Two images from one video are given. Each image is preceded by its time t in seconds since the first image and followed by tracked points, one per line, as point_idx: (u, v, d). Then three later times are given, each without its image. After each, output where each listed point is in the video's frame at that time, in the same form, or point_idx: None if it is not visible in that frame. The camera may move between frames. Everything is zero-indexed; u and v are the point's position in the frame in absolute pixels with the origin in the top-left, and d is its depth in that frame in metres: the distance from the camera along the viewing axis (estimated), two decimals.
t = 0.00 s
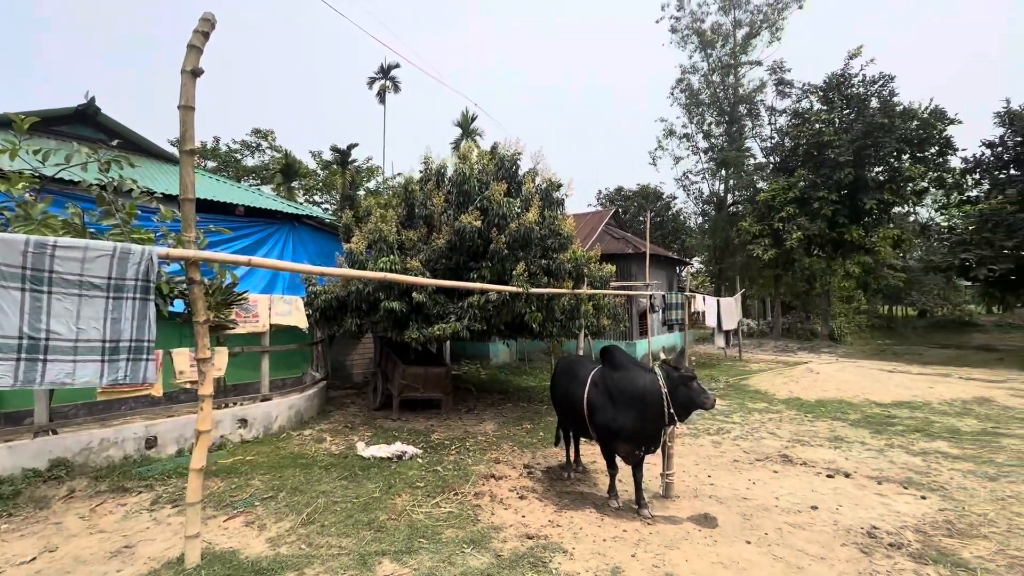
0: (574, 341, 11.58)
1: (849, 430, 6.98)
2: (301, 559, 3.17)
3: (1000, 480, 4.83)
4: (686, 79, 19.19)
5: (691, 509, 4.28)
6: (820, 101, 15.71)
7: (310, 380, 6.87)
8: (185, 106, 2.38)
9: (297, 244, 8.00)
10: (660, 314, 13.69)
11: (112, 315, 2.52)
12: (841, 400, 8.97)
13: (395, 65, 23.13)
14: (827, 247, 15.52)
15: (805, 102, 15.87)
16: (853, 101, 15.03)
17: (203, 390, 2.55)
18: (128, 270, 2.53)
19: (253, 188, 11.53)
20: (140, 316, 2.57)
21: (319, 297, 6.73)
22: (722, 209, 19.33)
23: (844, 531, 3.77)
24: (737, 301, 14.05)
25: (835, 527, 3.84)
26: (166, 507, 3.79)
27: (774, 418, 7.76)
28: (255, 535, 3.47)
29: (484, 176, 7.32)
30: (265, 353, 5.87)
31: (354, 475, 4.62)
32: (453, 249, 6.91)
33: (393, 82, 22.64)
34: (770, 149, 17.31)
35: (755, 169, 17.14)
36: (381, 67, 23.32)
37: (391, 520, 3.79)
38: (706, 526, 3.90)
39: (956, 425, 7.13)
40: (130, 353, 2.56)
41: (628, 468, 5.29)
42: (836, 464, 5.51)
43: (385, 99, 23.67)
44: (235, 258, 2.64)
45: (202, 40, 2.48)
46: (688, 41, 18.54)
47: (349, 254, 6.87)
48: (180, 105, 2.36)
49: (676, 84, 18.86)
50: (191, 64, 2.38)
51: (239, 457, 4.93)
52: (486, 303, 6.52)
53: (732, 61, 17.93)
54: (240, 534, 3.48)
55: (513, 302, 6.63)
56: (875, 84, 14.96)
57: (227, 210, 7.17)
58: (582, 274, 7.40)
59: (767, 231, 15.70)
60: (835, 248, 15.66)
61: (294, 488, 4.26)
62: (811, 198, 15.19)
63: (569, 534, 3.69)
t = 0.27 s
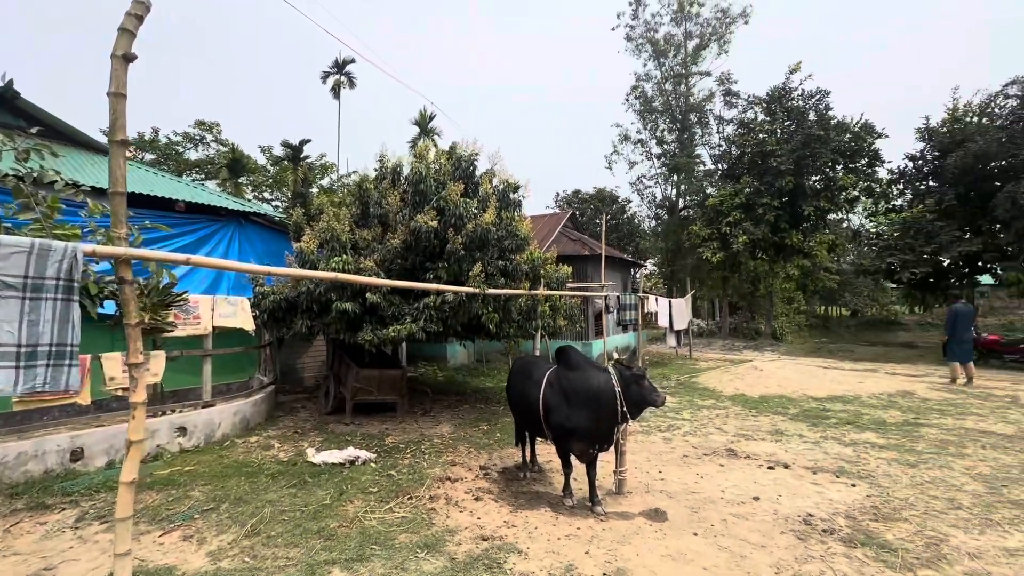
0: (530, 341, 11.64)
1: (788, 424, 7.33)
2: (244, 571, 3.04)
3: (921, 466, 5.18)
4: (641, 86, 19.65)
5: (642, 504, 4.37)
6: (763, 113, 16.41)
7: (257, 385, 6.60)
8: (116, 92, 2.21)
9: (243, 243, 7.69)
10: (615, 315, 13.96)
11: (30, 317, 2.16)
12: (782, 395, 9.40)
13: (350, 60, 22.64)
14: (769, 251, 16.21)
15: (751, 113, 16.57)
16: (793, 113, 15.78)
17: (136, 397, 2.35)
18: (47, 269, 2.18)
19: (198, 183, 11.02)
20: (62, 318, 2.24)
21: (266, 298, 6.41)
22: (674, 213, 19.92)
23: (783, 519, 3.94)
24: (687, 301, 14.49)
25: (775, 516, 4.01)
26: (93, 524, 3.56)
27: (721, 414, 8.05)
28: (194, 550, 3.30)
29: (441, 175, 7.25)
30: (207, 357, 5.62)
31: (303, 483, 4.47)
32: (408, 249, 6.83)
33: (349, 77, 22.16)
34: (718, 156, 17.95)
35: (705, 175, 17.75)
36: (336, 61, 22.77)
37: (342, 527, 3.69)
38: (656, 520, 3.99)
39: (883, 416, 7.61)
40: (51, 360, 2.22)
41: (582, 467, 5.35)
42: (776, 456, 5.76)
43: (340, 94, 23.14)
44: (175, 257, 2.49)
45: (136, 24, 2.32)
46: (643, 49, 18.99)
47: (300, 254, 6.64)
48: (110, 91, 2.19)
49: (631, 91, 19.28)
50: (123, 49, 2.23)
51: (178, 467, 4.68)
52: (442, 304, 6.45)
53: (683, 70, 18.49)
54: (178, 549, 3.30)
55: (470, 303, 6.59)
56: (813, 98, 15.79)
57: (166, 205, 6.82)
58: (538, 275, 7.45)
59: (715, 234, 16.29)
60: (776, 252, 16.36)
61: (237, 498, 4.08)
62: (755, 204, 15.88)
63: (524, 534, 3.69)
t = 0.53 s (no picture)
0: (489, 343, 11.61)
1: (736, 419, 7.60)
2: None
3: (855, 456, 5.47)
4: (598, 92, 19.96)
5: (598, 502, 4.42)
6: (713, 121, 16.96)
7: (200, 391, 6.28)
8: (35, 77, 2.03)
9: (186, 240, 7.33)
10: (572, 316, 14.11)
11: None
12: (731, 392, 9.74)
13: (303, 54, 21.99)
14: (719, 253, 16.75)
15: (702, 121, 17.12)
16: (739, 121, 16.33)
17: (57, 406, 2.14)
18: None
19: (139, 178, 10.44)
20: None
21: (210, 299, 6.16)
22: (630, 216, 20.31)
23: (729, 511, 4.07)
24: (643, 302, 14.80)
25: (723, 509, 4.13)
26: (9, 546, 3.28)
27: (674, 411, 8.26)
28: (125, 569, 3.10)
29: (397, 174, 7.12)
30: (145, 362, 5.29)
31: (249, 492, 4.29)
32: (363, 249, 6.66)
33: (302, 71, 21.52)
34: (672, 161, 18.44)
35: (659, 180, 18.21)
36: (288, 54, 22.07)
37: (290, 537, 3.55)
38: (611, 517, 4.05)
39: (823, 410, 7.99)
40: None
41: (539, 467, 5.35)
42: (725, 451, 5.95)
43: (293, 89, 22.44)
44: (106, 255, 2.31)
45: (60, 3, 2.14)
46: (600, 56, 19.29)
47: (247, 253, 6.37)
48: (27, 75, 2.00)
49: (589, 95, 19.56)
50: (44, 30, 2.05)
51: (111, 480, 4.39)
52: (398, 306, 6.33)
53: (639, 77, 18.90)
54: (107, 569, 3.09)
55: (426, 304, 6.49)
56: (759, 108, 16.45)
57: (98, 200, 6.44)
58: (496, 276, 7.43)
59: (668, 237, 16.72)
60: (725, 255, 16.91)
61: (176, 511, 3.87)
62: (706, 208, 16.39)
63: (479, 536, 3.66)
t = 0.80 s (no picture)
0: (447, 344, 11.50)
1: (688, 416, 7.81)
2: None
3: (797, 449, 5.71)
4: (557, 95, 20.15)
5: (554, 501, 4.43)
6: (668, 127, 17.43)
7: (137, 399, 5.93)
8: None
9: (121, 238, 6.91)
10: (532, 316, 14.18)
11: None
12: (683, 389, 10.01)
13: (254, 45, 21.18)
14: (673, 255, 17.18)
15: (657, 127, 17.54)
16: (692, 128, 16.85)
17: None
18: None
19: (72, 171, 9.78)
20: None
21: (145, 301, 5.79)
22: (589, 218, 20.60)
23: (680, 506, 4.16)
24: (601, 303, 15.02)
25: (674, 503, 4.22)
26: None
27: (629, 409, 8.41)
28: None
29: (351, 172, 6.94)
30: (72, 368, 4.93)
31: (190, 505, 4.07)
32: (315, 249, 6.45)
33: (253, 63, 20.74)
34: (629, 165, 18.83)
35: (617, 183, 18.55)
36: (238, 44, 21.20)
37: (234, 550, 3.39)
38: (566, 516, 4.07)
39: (768, 406, 8.32)
40: None
41: (496, 468, 5.33)
42: (677, 447, 6.10)
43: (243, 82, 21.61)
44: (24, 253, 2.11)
45: None
46: (559, 60, 19.47)
47: (189, 252, 6.05)
48: None
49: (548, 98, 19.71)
50: None
51: (32, 497, 4.08)
52: (351, 307, 6.17)
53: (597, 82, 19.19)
54: None
55: (382, 305, 6.34)
56: (711, 116, 17.02)
57: (22, 194, 5.98)
58: (454, 277, 7.36)
59: (625, 240, 17.05)
60: (680, 257, 17.33)
61: (107, 528, 3.63)
62: (661, 212, 16.80)
63: (434, 541, 3.60)
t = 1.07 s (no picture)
0: (406, 346, 11.31)
1: (644, 414, 7.95)
2: None
3: (746, 444, 5.91)
4: (518, 97, 20.20)
5: (511, 503, 4.41)
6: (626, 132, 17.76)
7: (66, 409, 5.53)
8: None
9: (50, 235, 6.46)
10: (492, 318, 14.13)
11: None
12: (640, 389, 10.20)
13: (202, 34, 20.26)
14: (630, 257, 17.49)
15: (615, 132, 17.84)
16: (648, 134, 17.28)
17: None
18: None
19: None
20: None
21: (77, 303, 5.42)
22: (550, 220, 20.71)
23: (635, 503, 4.22)
24: (561, 304, 15.13)
25: (629, 501, 4.28)
26: None
27: (587, 409, 8.49)
28: None
29: (303, 170, 6.71)
30: None
31: (124, 521, 3.83)
32: (265, 249, 6.21)
33: (200, 53, 19.82)
34: (588, 169, 19.08)
35: (576, 186, 18.76)
36: (183, 33, 20.21)
37: (172, 568, 3.21)
38: (524, 517, 4.06)
39: (720, 403, 8.58)
40: None
41: (453, 472, 5.26)
42: (633, 445, 6.19)
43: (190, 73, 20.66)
44: None
45: None
46: (520, 62, 19.52)
47: (124, 251, 5.69)
48: None
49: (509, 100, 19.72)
50: None
51: None
52: (303, 309, 5.97)
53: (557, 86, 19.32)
54: None
55: (336, 307, 6.16)
56: (666, 122, 17.46)
57: None
58: (411, 278, 7.24)
59: (585, 242, 17.28)
60: (637, 259, 17.65)
61: (28, 550, 3.36)
62: (620, 215, 17.10)
63: (389, 548, 3.51)
